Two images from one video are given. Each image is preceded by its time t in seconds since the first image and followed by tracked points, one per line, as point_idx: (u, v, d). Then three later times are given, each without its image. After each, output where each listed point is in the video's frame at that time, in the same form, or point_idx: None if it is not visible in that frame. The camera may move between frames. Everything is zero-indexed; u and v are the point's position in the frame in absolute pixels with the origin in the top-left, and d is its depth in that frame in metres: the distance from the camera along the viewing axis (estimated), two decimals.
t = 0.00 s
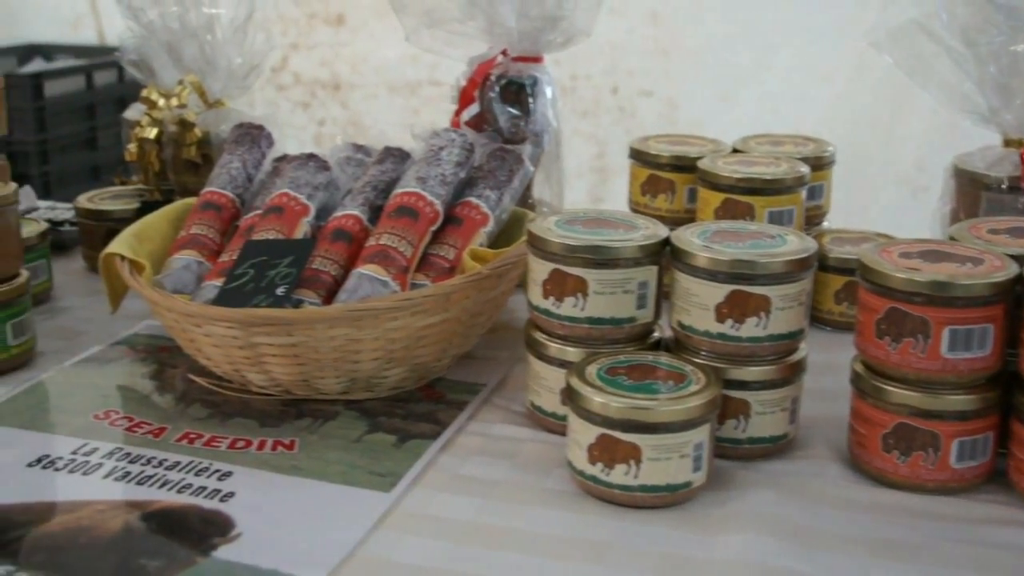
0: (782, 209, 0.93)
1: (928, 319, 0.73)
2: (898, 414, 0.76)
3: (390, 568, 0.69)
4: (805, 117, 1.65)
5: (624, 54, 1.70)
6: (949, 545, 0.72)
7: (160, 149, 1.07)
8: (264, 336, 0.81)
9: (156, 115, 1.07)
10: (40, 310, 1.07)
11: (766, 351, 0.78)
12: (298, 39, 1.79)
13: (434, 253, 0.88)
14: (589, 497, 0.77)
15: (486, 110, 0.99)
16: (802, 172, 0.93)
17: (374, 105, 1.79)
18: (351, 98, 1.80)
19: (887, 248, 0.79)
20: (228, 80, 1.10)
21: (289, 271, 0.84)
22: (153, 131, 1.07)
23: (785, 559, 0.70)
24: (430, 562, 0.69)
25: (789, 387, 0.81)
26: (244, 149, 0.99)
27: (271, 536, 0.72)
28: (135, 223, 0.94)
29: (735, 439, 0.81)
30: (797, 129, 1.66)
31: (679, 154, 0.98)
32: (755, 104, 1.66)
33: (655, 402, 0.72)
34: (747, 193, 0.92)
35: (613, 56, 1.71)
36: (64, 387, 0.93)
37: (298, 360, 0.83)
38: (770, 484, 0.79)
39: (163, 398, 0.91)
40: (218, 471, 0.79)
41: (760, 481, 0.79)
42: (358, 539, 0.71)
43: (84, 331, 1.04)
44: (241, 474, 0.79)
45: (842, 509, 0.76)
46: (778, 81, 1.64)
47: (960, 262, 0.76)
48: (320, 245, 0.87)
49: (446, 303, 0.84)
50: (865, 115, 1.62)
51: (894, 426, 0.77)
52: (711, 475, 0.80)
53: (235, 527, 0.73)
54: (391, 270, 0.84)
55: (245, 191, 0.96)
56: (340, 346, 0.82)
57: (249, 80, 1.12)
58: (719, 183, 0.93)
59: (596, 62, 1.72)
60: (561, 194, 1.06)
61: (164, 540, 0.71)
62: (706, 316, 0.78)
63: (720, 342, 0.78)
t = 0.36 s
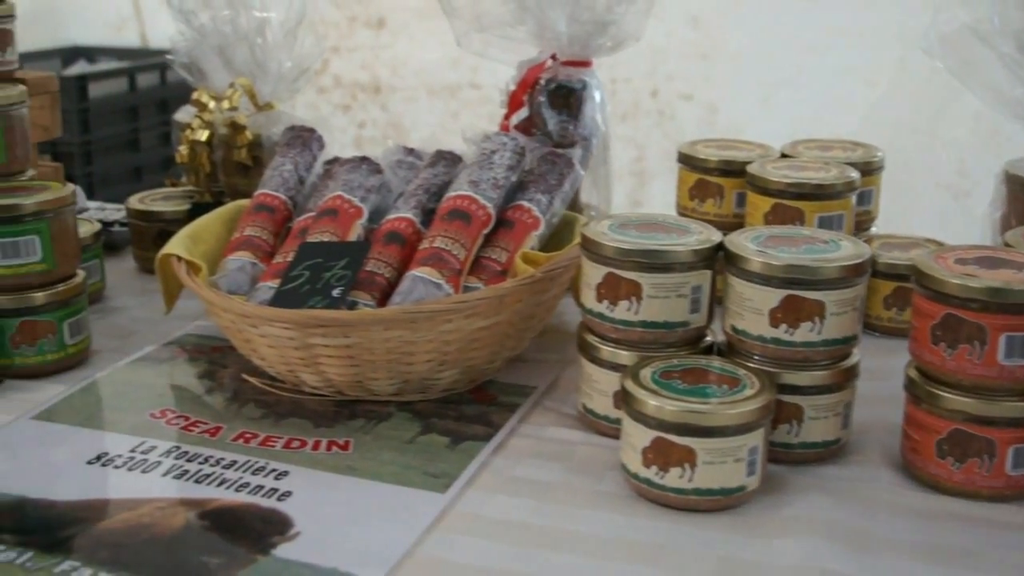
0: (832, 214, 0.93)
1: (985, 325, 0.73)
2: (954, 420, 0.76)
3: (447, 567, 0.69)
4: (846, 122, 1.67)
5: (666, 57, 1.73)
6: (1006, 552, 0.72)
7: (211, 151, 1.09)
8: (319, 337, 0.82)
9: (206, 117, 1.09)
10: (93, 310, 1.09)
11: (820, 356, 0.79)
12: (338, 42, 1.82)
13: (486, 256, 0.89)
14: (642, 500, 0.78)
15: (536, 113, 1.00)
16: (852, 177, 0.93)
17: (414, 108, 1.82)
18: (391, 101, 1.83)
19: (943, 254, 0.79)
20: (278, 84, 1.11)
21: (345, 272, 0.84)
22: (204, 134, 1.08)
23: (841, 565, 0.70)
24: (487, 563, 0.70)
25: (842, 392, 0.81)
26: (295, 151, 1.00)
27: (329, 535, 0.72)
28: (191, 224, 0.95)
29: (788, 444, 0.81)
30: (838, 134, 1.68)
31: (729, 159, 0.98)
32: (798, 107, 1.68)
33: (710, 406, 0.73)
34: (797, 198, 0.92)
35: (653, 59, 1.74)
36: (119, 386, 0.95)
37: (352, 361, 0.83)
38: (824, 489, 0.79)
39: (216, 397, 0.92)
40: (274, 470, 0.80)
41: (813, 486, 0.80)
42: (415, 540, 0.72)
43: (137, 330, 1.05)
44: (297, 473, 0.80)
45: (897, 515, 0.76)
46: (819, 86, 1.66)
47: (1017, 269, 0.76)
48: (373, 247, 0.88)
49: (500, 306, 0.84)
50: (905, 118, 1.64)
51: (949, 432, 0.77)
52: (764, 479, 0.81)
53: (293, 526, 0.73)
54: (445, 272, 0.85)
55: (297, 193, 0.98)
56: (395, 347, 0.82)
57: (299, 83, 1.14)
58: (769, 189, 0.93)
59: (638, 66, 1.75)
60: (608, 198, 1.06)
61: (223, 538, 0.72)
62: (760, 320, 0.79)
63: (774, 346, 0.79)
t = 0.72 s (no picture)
0: (869, 222, 0.93)
1: None
2: (994, 429, 0.76)
3: (492, 570, 0.70)
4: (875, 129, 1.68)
5: (694, 63, 1.74)
6: None
7: (250, 158, 1.10)
8: (363, 343, 0.83)
9: (245, 124, 1.10)
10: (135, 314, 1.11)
11: (859, 365, 0.79)
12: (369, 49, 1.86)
13: (526, 263, 0.90)
14: (684, 506, 0.78)
15: (573, 122, 1.01)
16: (889, 186, 0.93)
17: (442, 114, 1.86)
18: (420, 107, 1.87)
19: (984, 264, 0.80)
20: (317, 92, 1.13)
21: (387, 279, 0.85)
22: (244, 141, 1.09)
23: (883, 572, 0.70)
24: (531, 566, 0.71)
25: (882, 400, 0.81)
26: (335, 158, 1.01)
27: (374, 538, 0.73)
28: (233, 230, 0.97)
29: (827, 451, 0.82)
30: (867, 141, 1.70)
31: (765, 167, 0.99)
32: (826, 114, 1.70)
33: (752, 413, 0.73)
34: (833, 206, 0.93)
35: (682, 65, 1.76)
36: (162, 389, 0.96)
37: (395, 367, 0.84)
38: (864, 496, 0.80)
39: (258, 402, 0.94)
40: (318, 474, 0.81)
41: (853, 493, 0.80)
42: (460, 543, 0.73)
43: (178, 335, 1.07)
44: (340, 477, 0.81)
45: (938, 523, 0.77)
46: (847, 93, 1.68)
47: None
48: (415, 254, 0.89)
49: (541, 313, 0.85)
50: (935, 125, 1.65)
51: (989, 441, 0.77)
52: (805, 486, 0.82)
53: (339, 530, 0.74)
54: (487, 279, 0.86)
55: (337, 200, 0.99)
56: (437, 353, 0.83)
57: (337, 91, 1.15)
58: (806, 197, 0.94)
59: (666, 73, 1.77)
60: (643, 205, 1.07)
61: (269, 540, 0.73)
62: (801, 328, 0.79)
63: (815, 354, 0.79)
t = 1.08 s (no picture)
0: (905, 228, 0.93)
1: None
2: None
3: (534, 571, 0.71)
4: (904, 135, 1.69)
5: (721, 69, 1.76)
6: None
7: (287, 161, 1.12)
8: (403, 346, 0.84)
9: (281, 128, 1.12)
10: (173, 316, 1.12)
11: (897, 370, 0.80)
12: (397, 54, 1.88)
13: (563, 267, 0.91)
14: (723, 510, 0.79)
15: (608, 127, 1.02)
16: (924, 192, 0.93)
17: (469, 118, 1.88)
18: (447, 112, 1.89)
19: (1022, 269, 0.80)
20: (352, 97, 1.14)
21: (427, 282, 0.86)
22: (280, 145, 1.11)
23: None
24: (573, 567, 0.71)
25: (920, 405, 0.81)
26: (373, 162, 1.02)
27: (417, 538, 0.74)
28: (272, 234, 0.98)
29: (865, 455, 0.82)
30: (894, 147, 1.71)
31: (799, 173, 1.00)
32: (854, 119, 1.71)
33: (791, 418, 0.74)
34: (869, 212, 0.93)
35: (710, 71, 1.77)
36: (202, 391, 0.97)
37: (435, 369, 0.85)
38: (902, 501, 0.80)
39: (298, 403, 0.95)
40: (359, 475, 0.82)
41: (891, 497, 0.81)
42: (502, 544, 0.74)
43: (217, 337, 1.08)
44: (382, 479, 0.82)
45: (977, 528, 0.77)
46: (875, 97, 1.69)
47: None
48: (453, 258, 0.90)
49: (579, 317, 0.86)
50: (964, 130, 1.65)
51: None
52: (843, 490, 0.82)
53: (383, 530, 0.75)
54: (525, 283, 0.87)
55: (375, 204, 1.00)
56: (477, 356, 0.84)
57: (373, 96, 1.16)
58: (841, 202, 0.94)
59: (693, 79, 1.79)
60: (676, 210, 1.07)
61: (313, 540, 0.74)
62: (839, 333, 0.80)
63: (853, 359, 0.80)
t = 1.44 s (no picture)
0: (947, 237, 0.93)
1: None
2: None
3: None
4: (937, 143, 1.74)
5: (755, 77, 1.81)
6: None
7: (327, 168, 1.13)
8: (448, 353, 0.85)
9: (322, 136, 1.13)
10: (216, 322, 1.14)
11: (941, 380, 0.80)
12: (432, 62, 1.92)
13: (606, 275, 0.92)
14: (768, 518, 0.79)
15: (648, 136, 1.03)
16: (966, 202, 0.94)
17: (502, 125, 1.92)
18: (480, 119, 1.93)
19: None
20: (393, 105, 1.16)
21: (473, 290, 0.87)
22: (321, 153, 1.12)
23: None
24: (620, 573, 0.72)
25: (964, 414, 0.82)
26: (414, 171, 1.03)
27: (464, 544, 0.75)
28: (316, 241, 0.99)
29: (910, 465, 0.83)
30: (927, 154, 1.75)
31: (839, 182, 1.00)
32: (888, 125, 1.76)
33: (837, 426, 0.74)
34: (910, 222, 0.94)
35: (744, 79, 1.82)
36: (246, 396, 0.98)
37: (479, 377, 0.86)
38: (947, 511, 0.81)
39: (341, 409, 0.96)
40: (405, 482, 0.83)
41: (936, 507, 0.81)
42: (549, 550, 0.74)
43: (259, 343, 1.10)
44: (427, 485, 0.82)
45: None
46: (909, 104, 1.74)
47: None
48: (497, 266, 0.91)
49: (623, 325, 0.87)
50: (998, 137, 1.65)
51: None
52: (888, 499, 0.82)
53: (430, 535, 0.76)
54: (569, 291, 0.87)
55: (417, 212, 1.01)
56: (521, 365, 0.85)
57: (413, 105, 1.17)
58: (882, 212, 0.94)
59: (726, 87, 1.83)
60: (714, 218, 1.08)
61: (361, 545, 0.75)
62: (884, 342, 0.80)
63: (897, 368, 0.80)
